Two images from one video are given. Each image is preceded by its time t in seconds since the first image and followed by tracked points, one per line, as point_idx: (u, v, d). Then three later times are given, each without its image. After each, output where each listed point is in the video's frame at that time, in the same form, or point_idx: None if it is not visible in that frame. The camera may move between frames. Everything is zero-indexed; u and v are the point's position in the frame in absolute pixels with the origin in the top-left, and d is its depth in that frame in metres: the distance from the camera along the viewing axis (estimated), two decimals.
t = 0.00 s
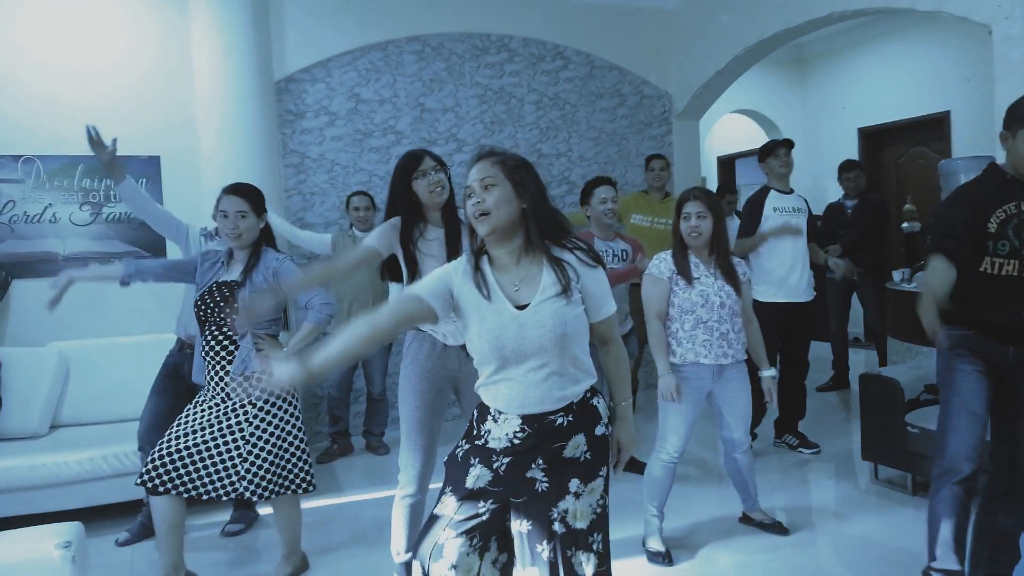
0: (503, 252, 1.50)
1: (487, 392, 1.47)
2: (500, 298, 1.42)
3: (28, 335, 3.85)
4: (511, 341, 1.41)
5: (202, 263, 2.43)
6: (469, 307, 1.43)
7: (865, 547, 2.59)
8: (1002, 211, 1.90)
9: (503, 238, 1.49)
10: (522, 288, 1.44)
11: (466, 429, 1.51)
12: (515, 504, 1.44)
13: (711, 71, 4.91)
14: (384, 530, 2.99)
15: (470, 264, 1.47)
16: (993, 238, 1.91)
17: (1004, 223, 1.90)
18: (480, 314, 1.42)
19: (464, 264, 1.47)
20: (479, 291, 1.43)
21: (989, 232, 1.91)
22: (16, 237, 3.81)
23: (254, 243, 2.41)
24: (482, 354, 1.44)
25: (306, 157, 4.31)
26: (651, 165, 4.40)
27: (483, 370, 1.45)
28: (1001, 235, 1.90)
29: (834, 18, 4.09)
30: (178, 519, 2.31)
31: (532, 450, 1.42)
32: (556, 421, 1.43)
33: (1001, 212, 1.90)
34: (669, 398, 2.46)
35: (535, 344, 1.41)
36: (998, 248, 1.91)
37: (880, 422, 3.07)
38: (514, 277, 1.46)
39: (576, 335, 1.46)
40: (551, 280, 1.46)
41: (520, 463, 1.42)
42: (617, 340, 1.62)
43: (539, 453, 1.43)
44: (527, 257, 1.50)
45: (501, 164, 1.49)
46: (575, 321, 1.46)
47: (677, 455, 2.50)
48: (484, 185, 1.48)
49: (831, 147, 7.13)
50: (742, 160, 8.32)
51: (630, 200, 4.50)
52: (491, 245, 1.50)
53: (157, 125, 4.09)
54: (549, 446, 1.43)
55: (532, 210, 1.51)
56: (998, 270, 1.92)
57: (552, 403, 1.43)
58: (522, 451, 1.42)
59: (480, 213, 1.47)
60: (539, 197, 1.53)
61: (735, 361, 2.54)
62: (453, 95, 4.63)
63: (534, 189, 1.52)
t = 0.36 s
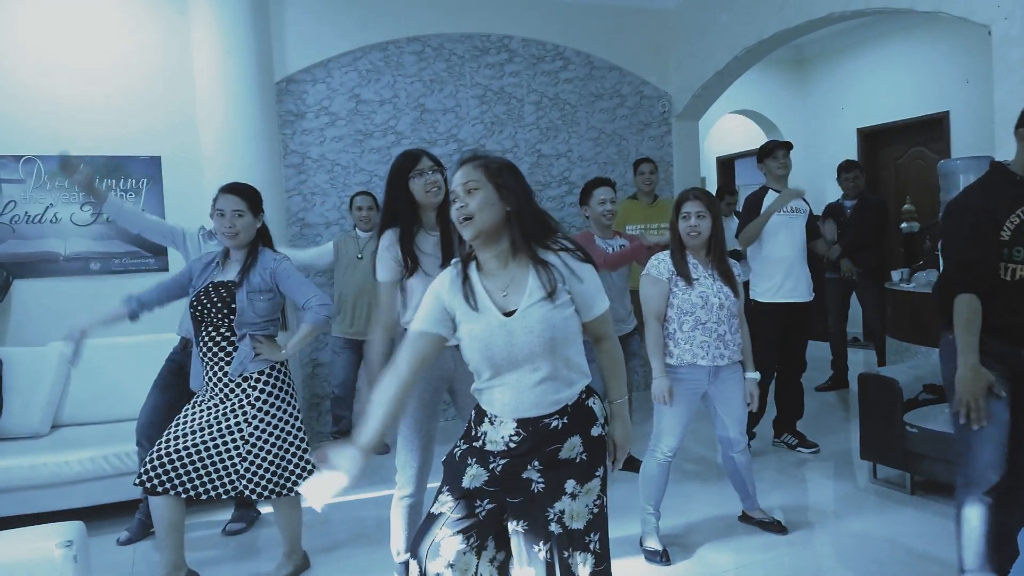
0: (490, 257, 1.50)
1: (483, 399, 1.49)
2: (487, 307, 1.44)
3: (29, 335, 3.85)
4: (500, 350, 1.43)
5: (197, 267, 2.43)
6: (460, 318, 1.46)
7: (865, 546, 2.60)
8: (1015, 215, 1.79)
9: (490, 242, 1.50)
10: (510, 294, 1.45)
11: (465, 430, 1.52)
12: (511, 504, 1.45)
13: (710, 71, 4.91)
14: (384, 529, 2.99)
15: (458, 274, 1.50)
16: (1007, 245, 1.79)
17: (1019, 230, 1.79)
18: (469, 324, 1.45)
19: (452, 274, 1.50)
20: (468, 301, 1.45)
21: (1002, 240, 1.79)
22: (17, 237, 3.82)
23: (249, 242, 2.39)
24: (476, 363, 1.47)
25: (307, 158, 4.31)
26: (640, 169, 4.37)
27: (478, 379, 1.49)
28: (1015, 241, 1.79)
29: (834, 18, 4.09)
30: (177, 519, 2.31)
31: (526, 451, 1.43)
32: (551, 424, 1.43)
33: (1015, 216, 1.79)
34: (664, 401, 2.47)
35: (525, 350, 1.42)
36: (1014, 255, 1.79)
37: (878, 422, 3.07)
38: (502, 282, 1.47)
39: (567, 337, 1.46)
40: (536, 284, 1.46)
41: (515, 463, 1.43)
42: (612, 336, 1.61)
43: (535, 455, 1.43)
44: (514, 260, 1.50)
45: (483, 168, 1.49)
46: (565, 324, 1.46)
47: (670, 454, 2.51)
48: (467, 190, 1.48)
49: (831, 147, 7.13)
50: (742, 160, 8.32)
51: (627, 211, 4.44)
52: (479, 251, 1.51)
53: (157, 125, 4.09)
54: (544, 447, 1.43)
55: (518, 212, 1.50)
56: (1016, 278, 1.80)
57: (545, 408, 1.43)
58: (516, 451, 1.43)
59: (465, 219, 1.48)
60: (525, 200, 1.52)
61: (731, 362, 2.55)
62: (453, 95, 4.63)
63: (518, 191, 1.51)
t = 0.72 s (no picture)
0: (475, 261, 1.50)
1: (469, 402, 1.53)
2: (466, 314, 1.45)
3: (29, 335, 3.85)
4: (479, 357, 1.44)
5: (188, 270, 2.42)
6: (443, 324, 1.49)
7: (865, 546, 2.60)
8: None
9: (473, 247, 1.49)
10: (490, 301, 1.45)
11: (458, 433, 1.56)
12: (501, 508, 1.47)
13: (710, 71, 4.91)
14: (384, 529, 2.99)
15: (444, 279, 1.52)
16: None
17: None
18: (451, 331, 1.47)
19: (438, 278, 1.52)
20: (449, 308, 1.48)
21: None
22: (17, 237, 3.82)
23: (242, 242, 2.40)
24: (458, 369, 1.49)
25: (307, 158, 4.31)
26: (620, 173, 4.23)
27: (467, 382, 1.53)
28: None
29: (834, 18, 4.09)
30: (174, 519, 2.32)
31: (513, 454, 1.45)
32: (537, 429, 1.45)
33: None
34: (661, 404, 2.48)
35: (503, 358, 1.43)
36: None
37: (879, 422, 3.07)
38: (484, 288, 1.47)
39: (549, 345, 1.46)
40: (515, 290, 1.45)
41: (503, 467, 1.45)
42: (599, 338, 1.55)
43: (522, 459, 1.45)
44: (498, 265, 1.49)
45: (464, 171, 1.47)
46: (546, 332, 1.45)
47: (671, 454, 2.51)
48: (449, 193, 1.46)
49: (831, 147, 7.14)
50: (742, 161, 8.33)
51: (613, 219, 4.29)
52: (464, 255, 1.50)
53: (157, 126, 4.09)
54: (531, 450, 1.45)
55: (500, 216, 1.48)
56: None
57: (529, 414, 1.45)
58: (503, 454, 1.45)
59: (447, 223, 1.47)
60: (509, 202, 1.50)
61: (732, 362, 2.54)
62: (453, 95, 4.64)
63: (500, 194, 1.49)
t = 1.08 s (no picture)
0: (446, 262, 1.47)
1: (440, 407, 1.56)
2: (431, 316, 1.45)
3: (29, 335, 3.85)
4: (438, 361, 1.44)
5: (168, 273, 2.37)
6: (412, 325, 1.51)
7: (865, 545, 2.60)
8: None
9: (442, 248, 1.46)
10: (452, 305, 1.43)
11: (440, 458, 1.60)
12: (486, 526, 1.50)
13: (710, 71, 4.91)
14: (383, 529, 2.99)
15: (419, 280, 1.54)
16: None
17: None
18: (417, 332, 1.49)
19: (413, 279, 1.54)
20: (419, 308, 1.50)
21: None
22: (17, 238, 3.82)
23: (224, 240, 2.36)
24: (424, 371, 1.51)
25: (307, 158, 4.32)
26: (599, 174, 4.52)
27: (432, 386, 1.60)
28: None
29: (834, 18, 4.09)
30: (166, 522, 2.32)
31: (484, 472, 1.47)
32: (500, 438, 1.45)
33: None
34: (665, 407, 2.47)
35: (458, 364, 1.42)
36: None
37: (879, 422, 3.07)
38: (450, 290, 1.45)
39: (508, 353, 1.41)
40: (477, 294, 1.41)
41: (479, 485, 1.48)
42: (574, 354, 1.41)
43: (490, 473, 1.46)
44: (465, 267, 1.45)
45: (431, 171, 1.43)
46: (504, 337, 1.40)
47: (672, 455, 2.50)
48: (416, 195, 1.44)
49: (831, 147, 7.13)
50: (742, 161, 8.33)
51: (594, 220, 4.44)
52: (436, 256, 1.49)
53: (157, 126, 4.09)
54: (499, 464, 1.46)
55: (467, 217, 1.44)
56: None
57: (491, 422, 1.44)
58: (474, 471, 1.48)
59: (414, 224, 1.44)
60: (477, 202, 1.45)
61: (734, 362, 2.54)
62: (453, 95, 4.64)
63: (467, 195, 1.44)
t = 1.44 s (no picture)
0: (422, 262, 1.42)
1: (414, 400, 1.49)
2: (403, 313, 1.40)
3: (30, 335, 3.85)
4: (404, 359, 1.39)
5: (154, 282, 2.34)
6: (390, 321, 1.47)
7: (865, 546, 2.60)
8: None
9: (415, 247, 1.40)
10: (421, 304, 1.37)
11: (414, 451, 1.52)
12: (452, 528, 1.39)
13: (710, 71, 4.91)
14: (383, 529, 2.99)
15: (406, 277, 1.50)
16: None
17: None
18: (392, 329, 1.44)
19: (398, 276, 1.50)
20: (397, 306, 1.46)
21: None
22: (17, 238, 3.82)
23: (209, 242, 2.32)
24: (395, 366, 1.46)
25: (307, 158, 4.31)
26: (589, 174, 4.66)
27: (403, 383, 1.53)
28: None
29: (834, 19, 4.09)
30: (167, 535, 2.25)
31: (445, 473, 1.37)
32: (458, 441, 1.35)
33: None
34: (668, 408, 2.47)
35: (420, 362, 1.35)
36: None
37: (879, 422, 3.07)
38: (422, 289, 1.39)
39: (469, 356, 1.33)
40: (442, 294, 1.34)
41: (441, 485, 1.38)
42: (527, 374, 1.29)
43: (451, 475, 1.36)
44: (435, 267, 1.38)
45: (402, 167, 1.38)
46: (465, 340, 1.32)
47: (674, 455, 2.50)
48: (391, 191, 1.40)
49: (831, 147, 7.13)
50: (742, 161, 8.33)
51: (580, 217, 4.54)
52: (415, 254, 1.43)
53: (157, 126, 4.09)
54: (458, 466, 1.35)
55: (437, 214, 1.36)
56: None
57: (451, 423, 1.35)
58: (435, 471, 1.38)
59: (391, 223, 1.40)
60: (448, 199, 1.37)
61: (736, 363, 2.54)
62: (453, 95, 4.64)
63: (437, 192, 1.37)
